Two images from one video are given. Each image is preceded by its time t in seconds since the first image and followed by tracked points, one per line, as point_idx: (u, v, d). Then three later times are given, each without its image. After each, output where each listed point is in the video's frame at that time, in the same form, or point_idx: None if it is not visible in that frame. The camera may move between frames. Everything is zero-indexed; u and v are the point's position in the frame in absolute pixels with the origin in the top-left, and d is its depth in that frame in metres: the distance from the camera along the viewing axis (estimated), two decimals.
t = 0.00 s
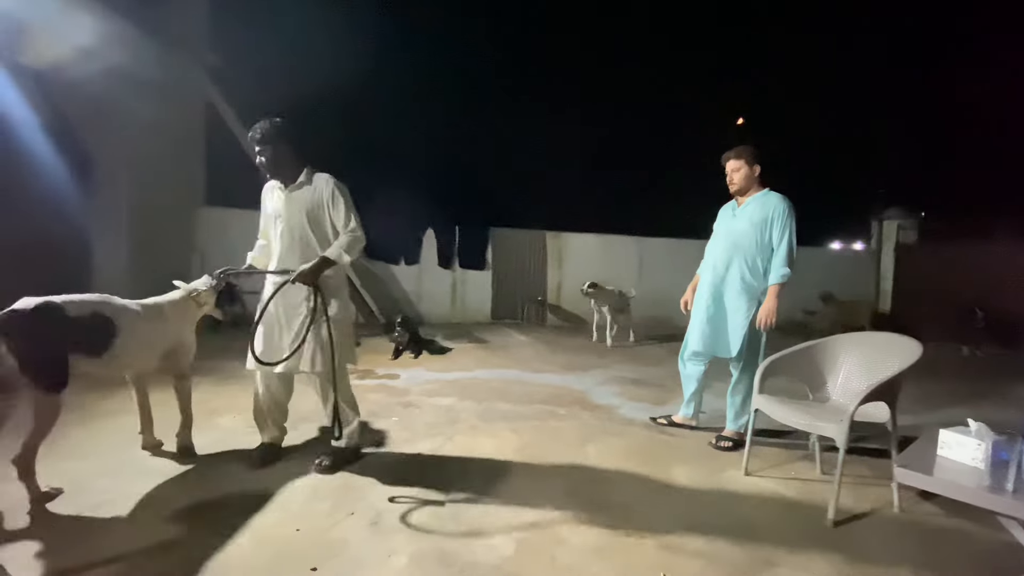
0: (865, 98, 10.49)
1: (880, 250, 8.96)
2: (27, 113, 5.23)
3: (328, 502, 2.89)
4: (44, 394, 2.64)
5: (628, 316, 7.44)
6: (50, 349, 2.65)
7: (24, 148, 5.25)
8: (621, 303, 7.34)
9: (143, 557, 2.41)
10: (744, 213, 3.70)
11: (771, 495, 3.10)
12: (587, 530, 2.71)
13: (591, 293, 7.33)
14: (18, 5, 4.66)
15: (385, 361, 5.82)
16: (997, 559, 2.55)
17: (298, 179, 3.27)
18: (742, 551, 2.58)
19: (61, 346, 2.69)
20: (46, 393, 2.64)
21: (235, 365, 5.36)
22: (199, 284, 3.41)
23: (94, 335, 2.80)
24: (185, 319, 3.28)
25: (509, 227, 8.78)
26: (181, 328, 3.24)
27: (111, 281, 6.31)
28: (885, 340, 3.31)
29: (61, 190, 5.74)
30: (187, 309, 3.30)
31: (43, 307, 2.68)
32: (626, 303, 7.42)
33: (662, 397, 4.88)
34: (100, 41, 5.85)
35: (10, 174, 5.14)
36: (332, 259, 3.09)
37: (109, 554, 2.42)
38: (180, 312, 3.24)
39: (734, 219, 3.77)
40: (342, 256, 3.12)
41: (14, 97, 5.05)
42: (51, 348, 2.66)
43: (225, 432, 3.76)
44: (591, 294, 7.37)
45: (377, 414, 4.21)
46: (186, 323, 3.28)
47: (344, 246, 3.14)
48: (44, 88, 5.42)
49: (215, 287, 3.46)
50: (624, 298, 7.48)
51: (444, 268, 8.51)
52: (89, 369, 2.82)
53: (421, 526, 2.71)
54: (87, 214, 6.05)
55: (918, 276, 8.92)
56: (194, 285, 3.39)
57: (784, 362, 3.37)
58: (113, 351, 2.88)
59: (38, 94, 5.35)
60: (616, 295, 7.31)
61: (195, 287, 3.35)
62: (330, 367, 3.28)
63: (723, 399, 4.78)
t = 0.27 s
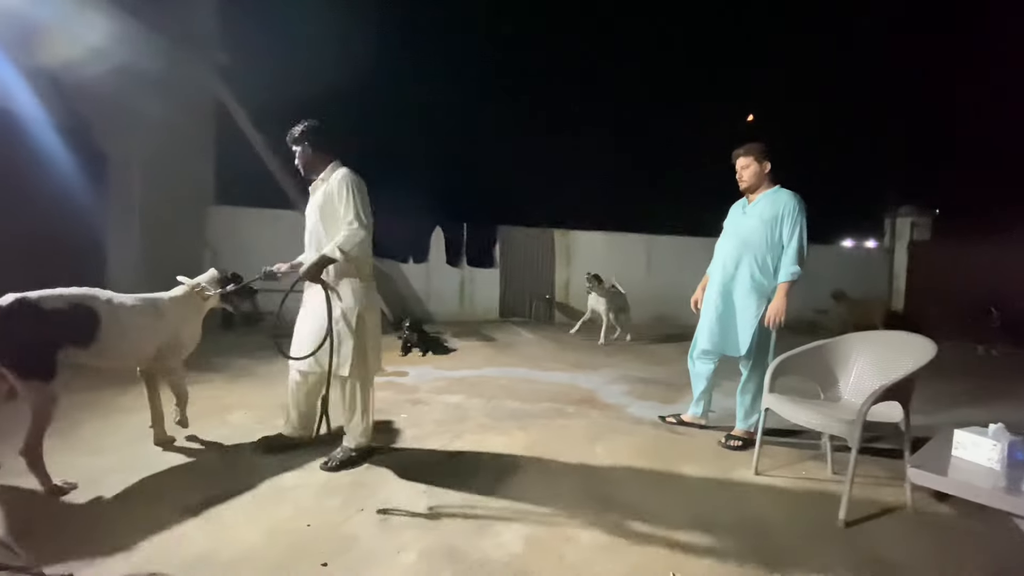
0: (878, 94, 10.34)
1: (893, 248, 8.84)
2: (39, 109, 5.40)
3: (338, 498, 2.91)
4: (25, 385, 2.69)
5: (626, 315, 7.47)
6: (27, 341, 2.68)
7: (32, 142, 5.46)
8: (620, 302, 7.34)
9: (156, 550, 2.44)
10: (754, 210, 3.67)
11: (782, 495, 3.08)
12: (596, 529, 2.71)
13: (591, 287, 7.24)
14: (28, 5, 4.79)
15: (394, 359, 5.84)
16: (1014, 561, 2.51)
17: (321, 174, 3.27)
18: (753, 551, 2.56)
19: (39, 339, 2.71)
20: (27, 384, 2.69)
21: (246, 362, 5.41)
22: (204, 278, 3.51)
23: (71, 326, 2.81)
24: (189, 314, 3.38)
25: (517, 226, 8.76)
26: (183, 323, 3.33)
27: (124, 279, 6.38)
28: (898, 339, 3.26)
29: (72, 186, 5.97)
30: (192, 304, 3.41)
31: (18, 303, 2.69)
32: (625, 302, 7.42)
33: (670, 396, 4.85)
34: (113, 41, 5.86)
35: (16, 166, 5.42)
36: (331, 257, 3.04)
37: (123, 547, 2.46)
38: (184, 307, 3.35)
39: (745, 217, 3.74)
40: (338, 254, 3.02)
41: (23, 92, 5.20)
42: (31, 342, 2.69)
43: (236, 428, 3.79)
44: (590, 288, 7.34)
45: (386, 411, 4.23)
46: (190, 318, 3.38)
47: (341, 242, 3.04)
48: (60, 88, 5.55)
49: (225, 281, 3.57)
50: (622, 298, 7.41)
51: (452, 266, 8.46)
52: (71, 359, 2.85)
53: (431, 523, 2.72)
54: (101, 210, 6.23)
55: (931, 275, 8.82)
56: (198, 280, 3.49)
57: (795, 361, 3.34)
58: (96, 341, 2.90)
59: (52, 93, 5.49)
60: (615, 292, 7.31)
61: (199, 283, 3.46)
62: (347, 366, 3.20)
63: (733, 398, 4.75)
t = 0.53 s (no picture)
0: (894, 88, 10.17)
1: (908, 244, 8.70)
2: (50, 107, 5.45)
3: (349, 494, 2.94)
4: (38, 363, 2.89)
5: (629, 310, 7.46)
6: (37, 326, 2.85)
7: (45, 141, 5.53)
8: (620, 296, 7.36)
9: (172, 543, 2.48)
10: (766, 206, 3.63)
11: (794, 494, 3.05)
12: (605, 526, 2.71)
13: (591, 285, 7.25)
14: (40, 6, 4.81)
15: (403, 355, 5.87)
16: None
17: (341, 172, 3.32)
18: (764, 550, 2.54)
19: (48, 324, 2.87)
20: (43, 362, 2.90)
21: (257, 358, 5.47)
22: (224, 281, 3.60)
23: (80, 313, 2.96)
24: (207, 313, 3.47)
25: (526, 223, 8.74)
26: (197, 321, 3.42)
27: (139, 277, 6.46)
28: (913, 338, 3.22)
29: (86, 183, 6.06)
30: (211, 304, 3.49)
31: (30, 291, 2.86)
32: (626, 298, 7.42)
33: (680, 394, 4.83)
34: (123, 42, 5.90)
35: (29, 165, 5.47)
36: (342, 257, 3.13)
37: (139, 540, 2.50)
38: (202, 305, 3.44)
39: (756, 213, 3.70)
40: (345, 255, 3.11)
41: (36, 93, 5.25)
42: (42, 328, 2.86)
43: (248, 424, 3.84)
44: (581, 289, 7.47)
45: (396, 407, 4.26)
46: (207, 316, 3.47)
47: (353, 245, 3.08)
48: (72, 86, 5.62)
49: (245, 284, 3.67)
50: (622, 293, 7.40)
51: (461, 263, 8.48)
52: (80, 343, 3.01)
53: (441, 518, 2.74)
54: (115, 207, 6.31)
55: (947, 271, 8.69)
56: (220, 283, 3.57)
57: (807, 359, 3.30)
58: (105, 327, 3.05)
59: (64, 92, 5.55)
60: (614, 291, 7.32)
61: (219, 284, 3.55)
62: (356, 366, 3.21)
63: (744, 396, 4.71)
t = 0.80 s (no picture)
0: (909, 82, 10.00)
1: (924, 241, 8.56)
2: (64, 108, 5.46)
3: (362, 489, 2.97)
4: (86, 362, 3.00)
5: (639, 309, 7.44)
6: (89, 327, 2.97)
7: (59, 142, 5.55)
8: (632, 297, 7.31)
9: (190, 537, 2.52)
10: (778, 203, 3.59)
11: (807, 492, 3.03)
12: (617, 523, 2.71)
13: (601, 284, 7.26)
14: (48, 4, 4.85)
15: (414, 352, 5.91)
16: None
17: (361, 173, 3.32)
18: (778, 548, 2.53)
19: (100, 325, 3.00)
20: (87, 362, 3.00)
21: (270, 355, 5.54)
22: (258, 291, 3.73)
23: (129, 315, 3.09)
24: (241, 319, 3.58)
25: (536, 220, 8.72)
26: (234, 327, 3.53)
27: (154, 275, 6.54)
28: (930, 335, 3.18)
29: (100, 183, 6.11)
30: (249, 311, 3.63)
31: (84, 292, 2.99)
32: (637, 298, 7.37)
33: (692, 391, 4.81)
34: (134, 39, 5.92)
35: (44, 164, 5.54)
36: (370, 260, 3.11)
37: (158, 533, 2.54)
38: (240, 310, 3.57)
39: (769, 209, 3.66)
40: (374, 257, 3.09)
41: (49, 92, 5.27)
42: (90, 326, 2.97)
43: (263, 419, 3.89)
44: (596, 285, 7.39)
45: (407, 404, 4.28)
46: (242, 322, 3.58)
47: (378, 244, 3.10)
48: (89, 85, 5.64)
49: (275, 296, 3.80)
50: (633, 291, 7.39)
51: (470, 261, 8.49)
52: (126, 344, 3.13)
53: (453, 514, 2.76)
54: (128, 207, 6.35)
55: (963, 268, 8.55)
56: (257, 291, 3.72)
57: (822, 357, 3.27)
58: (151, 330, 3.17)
59: (78, 92, 5.56)
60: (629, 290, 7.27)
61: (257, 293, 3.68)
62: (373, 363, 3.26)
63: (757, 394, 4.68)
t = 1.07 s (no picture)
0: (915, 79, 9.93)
1: (932, 239, 8.50)
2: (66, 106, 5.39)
3: (369, 487, 2.98)
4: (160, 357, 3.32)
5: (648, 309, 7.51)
6: (172, 324, 3.30)
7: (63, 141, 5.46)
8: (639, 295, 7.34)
9: (199, 534, 2.55)
10: (785, 200, 3.58)
11: (814, 491, 3.03)
12: (623, 522, 2.71)
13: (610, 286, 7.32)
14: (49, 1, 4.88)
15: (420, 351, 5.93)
16: None
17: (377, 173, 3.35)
18: (785, 546, 2.53)
19: (181, 322, 3.33)
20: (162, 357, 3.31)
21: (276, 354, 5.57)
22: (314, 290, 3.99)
23: (207, 314, 3.42)
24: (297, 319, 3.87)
25: (541, 218, 8.71)
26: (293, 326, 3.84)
27: (159, 275, 6.56)
28: (938, 334, 3.16)
29: (105, 185, 5.99)
30: (306, 310, 3.90)
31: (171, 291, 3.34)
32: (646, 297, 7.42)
33: (698, 390, 4.81)
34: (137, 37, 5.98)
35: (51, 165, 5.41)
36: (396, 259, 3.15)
37: (168, 531, 2.57)
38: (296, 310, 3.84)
39: (776, 206, 3.65)
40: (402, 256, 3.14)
41: (52, 91, 5.22)
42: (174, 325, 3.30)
43: (270, 417, 3.91)
44: (614, 288, 7.32)
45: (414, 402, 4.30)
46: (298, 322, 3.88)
47: (403, 241, 3.14)
48: (91, 85, 5.59)
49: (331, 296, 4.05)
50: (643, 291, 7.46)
51: (475, 259, 8.51)
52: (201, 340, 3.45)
53: (460, 512, 2.76)
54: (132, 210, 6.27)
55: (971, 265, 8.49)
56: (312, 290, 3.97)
57: (829, 356, 3.26)
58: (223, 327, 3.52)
59: (82, 91, 5.50)
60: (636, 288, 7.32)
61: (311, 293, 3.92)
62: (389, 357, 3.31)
63: (763, 393, 4.67)
